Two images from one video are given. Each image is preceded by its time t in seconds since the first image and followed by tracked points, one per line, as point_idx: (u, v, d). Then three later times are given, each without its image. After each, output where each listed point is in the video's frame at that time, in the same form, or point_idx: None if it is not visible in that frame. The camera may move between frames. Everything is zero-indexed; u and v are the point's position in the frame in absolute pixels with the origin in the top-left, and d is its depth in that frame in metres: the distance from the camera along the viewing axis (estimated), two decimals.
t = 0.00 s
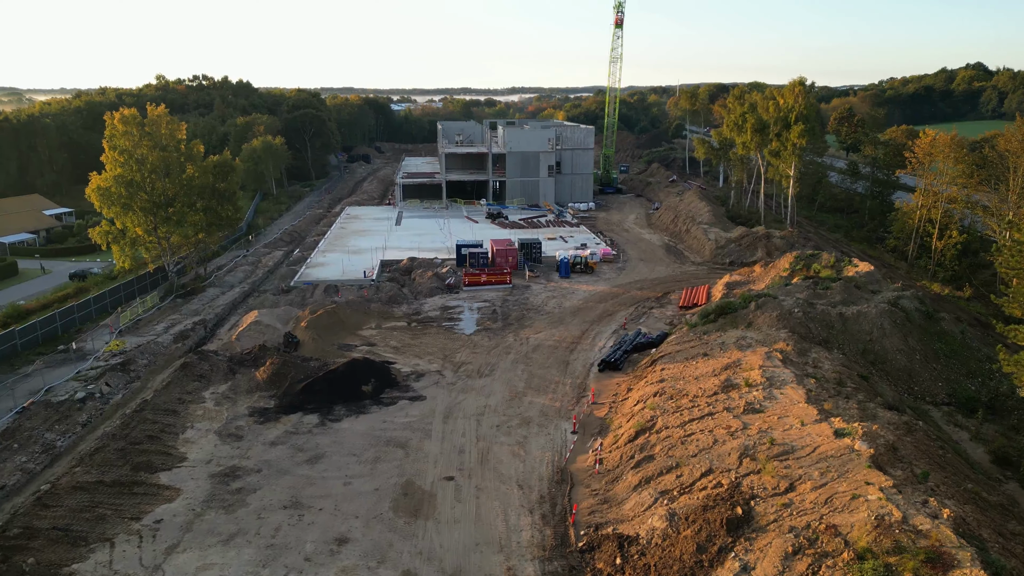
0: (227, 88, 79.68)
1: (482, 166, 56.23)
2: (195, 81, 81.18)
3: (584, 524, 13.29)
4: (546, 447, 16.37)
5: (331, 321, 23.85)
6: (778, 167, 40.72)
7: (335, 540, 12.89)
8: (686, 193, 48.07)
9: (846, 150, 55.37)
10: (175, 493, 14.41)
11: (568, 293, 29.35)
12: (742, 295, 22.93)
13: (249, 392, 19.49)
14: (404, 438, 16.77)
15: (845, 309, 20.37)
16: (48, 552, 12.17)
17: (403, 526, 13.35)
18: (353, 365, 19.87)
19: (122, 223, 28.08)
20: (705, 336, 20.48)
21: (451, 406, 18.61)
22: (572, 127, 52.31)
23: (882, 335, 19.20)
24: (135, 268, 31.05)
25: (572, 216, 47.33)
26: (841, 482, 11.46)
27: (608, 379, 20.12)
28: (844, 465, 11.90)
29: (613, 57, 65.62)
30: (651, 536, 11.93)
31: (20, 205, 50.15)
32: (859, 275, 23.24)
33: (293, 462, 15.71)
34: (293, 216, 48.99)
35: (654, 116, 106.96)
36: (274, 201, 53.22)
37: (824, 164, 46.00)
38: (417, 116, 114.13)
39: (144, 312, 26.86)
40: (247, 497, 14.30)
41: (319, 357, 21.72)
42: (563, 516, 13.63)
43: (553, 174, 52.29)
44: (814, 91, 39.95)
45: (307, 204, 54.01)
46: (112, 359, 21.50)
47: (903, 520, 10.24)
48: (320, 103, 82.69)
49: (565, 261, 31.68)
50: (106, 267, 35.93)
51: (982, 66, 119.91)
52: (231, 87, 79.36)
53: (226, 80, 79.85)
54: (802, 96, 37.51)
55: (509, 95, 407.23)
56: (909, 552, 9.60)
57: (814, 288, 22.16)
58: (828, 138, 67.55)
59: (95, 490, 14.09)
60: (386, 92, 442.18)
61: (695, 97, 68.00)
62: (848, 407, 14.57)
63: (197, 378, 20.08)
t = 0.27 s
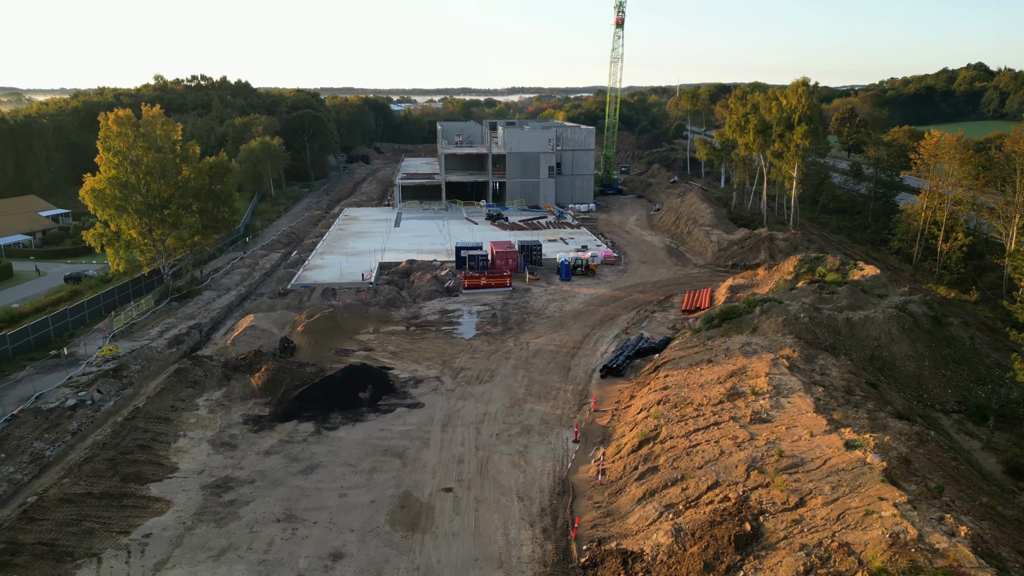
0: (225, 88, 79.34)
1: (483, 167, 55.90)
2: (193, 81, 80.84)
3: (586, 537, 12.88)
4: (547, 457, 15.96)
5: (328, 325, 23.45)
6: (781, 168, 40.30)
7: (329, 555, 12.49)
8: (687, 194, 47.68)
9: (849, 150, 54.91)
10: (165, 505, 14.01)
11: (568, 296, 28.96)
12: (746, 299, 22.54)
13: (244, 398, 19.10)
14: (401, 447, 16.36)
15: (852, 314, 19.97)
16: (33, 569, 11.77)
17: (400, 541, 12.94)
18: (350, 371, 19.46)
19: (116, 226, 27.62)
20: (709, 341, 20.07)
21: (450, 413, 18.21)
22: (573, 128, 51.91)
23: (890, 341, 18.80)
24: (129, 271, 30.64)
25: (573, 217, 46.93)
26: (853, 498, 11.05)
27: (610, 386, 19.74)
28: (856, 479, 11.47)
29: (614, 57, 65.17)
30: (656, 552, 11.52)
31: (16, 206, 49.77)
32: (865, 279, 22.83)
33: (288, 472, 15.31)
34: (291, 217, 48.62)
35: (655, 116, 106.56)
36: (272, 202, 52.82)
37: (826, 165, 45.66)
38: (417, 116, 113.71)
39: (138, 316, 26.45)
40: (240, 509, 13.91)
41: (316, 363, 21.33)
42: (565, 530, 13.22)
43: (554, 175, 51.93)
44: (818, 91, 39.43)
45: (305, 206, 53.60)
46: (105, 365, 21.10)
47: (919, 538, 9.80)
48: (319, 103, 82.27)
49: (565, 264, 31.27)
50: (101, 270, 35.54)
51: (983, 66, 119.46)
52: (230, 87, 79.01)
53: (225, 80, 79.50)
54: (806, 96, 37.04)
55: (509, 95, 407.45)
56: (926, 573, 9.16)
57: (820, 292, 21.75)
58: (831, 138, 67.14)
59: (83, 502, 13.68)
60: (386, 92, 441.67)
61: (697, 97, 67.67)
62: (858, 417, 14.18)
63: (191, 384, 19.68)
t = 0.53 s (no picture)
0: (224, 88, 78.96)
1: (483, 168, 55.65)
2: (192, 81, 80.45)
3: (589, 552, 12.47)
4: (548, 466, 15.56)
5: (325, 329, 23.03)
6: (784, 169, 39.89)
7: (323, 571, 12.08)
8: (689, 195, 47.30)
9: (851, 150, 54.51)
10: (155, 517, 13.61)
11: (569, 299, 28.55)
12: (750, 303, 22.13)
13: (238, 405, 18.69)
14: (398, 456, 15.95)
15: (859, 319, 19.56)
16: None
17: (396, 555, 12.53)
18: (346, 378, 19.04)
19: (111, 228, 27.22)
20: (713, 347, 19.67)
21: (449, 420, 17.80)
22: (574, 128, 51.51)
23: (898, 346, 18.39)
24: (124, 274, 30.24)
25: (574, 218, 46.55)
26: (867, 513, 10.62)
27: (612, 392, 19.34)
28: (870, 493, 11.05)
29: (615, 56, 64.73)
30: (662, 569, 11.09)
31: (12, 207, 49.37)
32: (872, 283, 22.42)
33: (282, 482, 14.90)
34: (289, 218, 48.24)
35: (655, 116, 106.12)
36: (270, 202, 52.41)
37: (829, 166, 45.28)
38: (417, 116, 113.31)
39: (133, 319, 26.04)
40: (232, 522, 13.49)
41: (312, 368, 20.92)
42: (567, 544, 12.80)
43: (555, 176, 51.66)
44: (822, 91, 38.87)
45: (304, 206, 53.20)
46: (97, 370, 20.69)
47: (937, 556, 9.38)
48: (319, 103, 81.87)
49: (566, 266, 30.86)
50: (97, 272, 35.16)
51: (984, 66, 119.06)
52: (228, 87, 78.63)
53: (223, 80, 79.14)
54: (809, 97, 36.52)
55: (508, 95, 407.09)
56: None
57: (826, 296, 21.34)
58: (833, 138, 66.83)
59: (70, 514, 13.25)
60: (386, 92, 441.19)
61: (698, 98, 67.46)
62: (868, 426, 13.77)
63: (185, 390, 19.27)
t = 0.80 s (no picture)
0: (223, 88, 78.57)
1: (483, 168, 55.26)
2: (190, 80, 80.04)
3: (592, 567, 12.06)
4: (550, 477, 15.14)
5: (322, 334, 22.62)
6: (787, 170, 39.48)
7: None
8: (691, 196, 46.92)
9: (854, 151, 54.15)
10: (145, 530, 13.19)
11: (571, 302, 28.15)
12: (755, 307, 21.72)
13: (232, 412, 18.28)
14: (396, 466, 15.55)
15: (867, 324, 19.15)
16: None
17: (393, 570, 12.11)
18: (343, 384, 18.62)
19: (105, 230, 26.82)
20: (718, 353, 19.27)
21: (448, 428, 17.39)
22: (574, 129, 51.23)
23: (907, 352, 17.98)
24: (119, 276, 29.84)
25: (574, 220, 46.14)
26: (881, 530, 10.20)
27: (615, 399, 18.94)
28: (884, 509, 10.63)
29: (616, 56, 64.34)
30: None
31: (8, 208, 48.95)
32: (879, 286, 22.01)
33: (276, 493, 14.49)
34: (287, 219, 47.84)
35: (656, 117, 105.76)
36: (268, 203, 52.00)
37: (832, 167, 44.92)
38: (417, 117, 112.94)
39: (127, 323, 25.63)
40: (224, 535, 13.08)
41: (308, 374, 20.50)
42: (569, 559, 12.38)
43: (555, 177, 51.31)
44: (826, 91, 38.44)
45: (302, 207, 52.80)
46: (88, 376, 20.26)
47: None
48: (318, 103, 81.48)
49: (567, 269, 30.47)
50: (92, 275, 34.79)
51: (986, 67, 118.71)
52: (227, 87, 78.23)
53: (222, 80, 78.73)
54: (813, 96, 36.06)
55: (508, 96, 406.87)
56: None
57: (832, 301, 20.93)
58: (835, 139, 66.50)
59: (57, 527, 12.82)
60: (386, 92, 440.80)
61: (699, 98, 67.08)
62: (879, 436, 13.37)
63: (178, 396, 18.85)
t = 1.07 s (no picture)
0: (221, 88, 78.16)
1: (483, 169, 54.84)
2: (189, 80, 79.61)
3: None
4: (551, 487, 14.73)
5: (319, 338, 22.22)
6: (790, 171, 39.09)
7: None
8: (692, 197, 46.53)
9: (856, 151, 53.76)
10: (133, 544, 12.77)
11: (572, 305, 27.75)
12: (760, 311, 21.31)
13: (226, 420, 17.87)
14: (393, 476, 15.14)
15: (874, 329, 18.74)
16: None
17: None
18: (339, 390, 18.20)
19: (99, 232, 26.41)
20: (722, 359, 18.86)
21: (447, 436, 16.97)
22: (575, 129, 50.89)
23: (916, 358, 17.58)
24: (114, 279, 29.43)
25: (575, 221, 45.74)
26: (897, 547, 9.79)
27: (617, 405, 18.53)
28: (899, 526, 10.21)
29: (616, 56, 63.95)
30: None
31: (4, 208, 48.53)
32: (886, 290, 21.59)
33: (270, 505, 14.07)
34: (285, 220, 47.41)
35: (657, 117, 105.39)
36: (266, 204, 51.58)
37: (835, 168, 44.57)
38: (416, 117, 112.53)
39: (121, 326, 25.21)
40: (215, 549, 12.67)
41: (304, 379, 20.10)
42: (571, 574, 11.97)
43: (556, 177, 50.91)
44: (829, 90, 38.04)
45: (301, 208, 52.40)
46: (80, 382, 19.85)
47: None
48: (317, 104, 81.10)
49: (568, 271, 30.07)
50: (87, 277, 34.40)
51: (987, 67, 118.38)
52: (226, 87, 77.84)
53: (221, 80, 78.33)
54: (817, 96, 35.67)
55: (508, 96, 406.61)
56: None
57: (839, 305, 20.53)
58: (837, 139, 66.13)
59: (43, 540, 12.38)
60: (386, 91, 440.24)
61: (701, 99, 66.71)
62: (891, 447, 12.96)
63: (171, 402, 18.43)
